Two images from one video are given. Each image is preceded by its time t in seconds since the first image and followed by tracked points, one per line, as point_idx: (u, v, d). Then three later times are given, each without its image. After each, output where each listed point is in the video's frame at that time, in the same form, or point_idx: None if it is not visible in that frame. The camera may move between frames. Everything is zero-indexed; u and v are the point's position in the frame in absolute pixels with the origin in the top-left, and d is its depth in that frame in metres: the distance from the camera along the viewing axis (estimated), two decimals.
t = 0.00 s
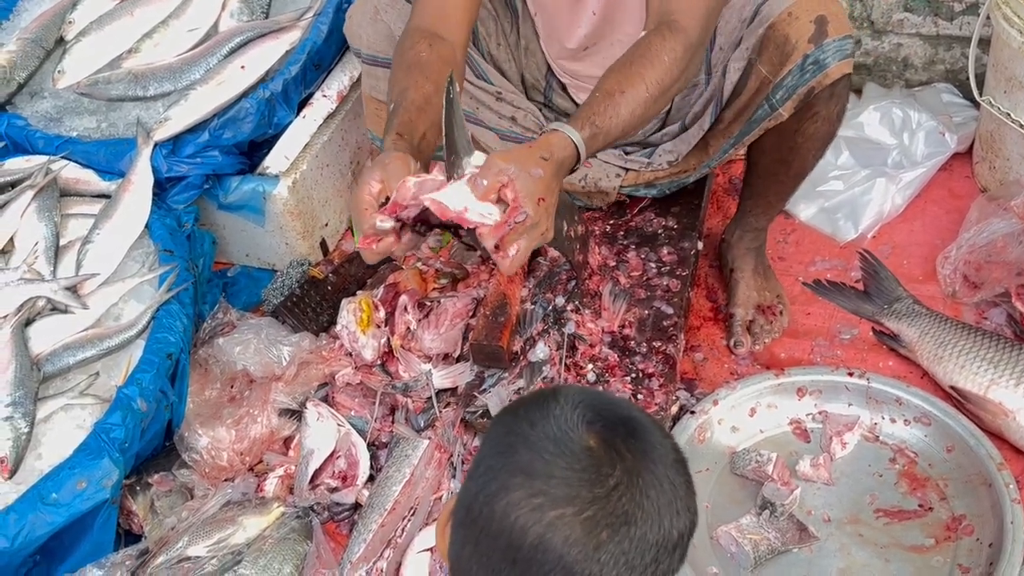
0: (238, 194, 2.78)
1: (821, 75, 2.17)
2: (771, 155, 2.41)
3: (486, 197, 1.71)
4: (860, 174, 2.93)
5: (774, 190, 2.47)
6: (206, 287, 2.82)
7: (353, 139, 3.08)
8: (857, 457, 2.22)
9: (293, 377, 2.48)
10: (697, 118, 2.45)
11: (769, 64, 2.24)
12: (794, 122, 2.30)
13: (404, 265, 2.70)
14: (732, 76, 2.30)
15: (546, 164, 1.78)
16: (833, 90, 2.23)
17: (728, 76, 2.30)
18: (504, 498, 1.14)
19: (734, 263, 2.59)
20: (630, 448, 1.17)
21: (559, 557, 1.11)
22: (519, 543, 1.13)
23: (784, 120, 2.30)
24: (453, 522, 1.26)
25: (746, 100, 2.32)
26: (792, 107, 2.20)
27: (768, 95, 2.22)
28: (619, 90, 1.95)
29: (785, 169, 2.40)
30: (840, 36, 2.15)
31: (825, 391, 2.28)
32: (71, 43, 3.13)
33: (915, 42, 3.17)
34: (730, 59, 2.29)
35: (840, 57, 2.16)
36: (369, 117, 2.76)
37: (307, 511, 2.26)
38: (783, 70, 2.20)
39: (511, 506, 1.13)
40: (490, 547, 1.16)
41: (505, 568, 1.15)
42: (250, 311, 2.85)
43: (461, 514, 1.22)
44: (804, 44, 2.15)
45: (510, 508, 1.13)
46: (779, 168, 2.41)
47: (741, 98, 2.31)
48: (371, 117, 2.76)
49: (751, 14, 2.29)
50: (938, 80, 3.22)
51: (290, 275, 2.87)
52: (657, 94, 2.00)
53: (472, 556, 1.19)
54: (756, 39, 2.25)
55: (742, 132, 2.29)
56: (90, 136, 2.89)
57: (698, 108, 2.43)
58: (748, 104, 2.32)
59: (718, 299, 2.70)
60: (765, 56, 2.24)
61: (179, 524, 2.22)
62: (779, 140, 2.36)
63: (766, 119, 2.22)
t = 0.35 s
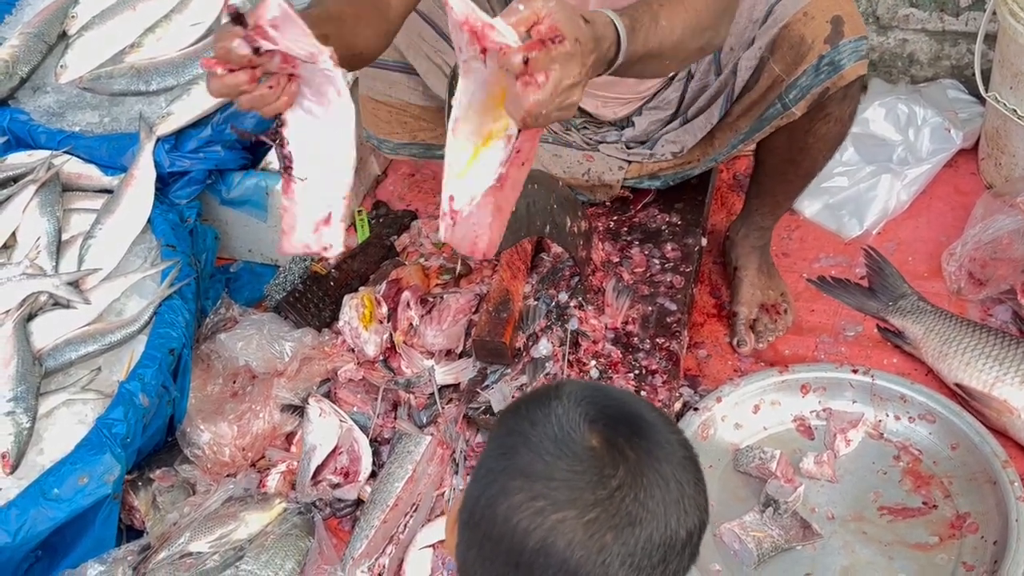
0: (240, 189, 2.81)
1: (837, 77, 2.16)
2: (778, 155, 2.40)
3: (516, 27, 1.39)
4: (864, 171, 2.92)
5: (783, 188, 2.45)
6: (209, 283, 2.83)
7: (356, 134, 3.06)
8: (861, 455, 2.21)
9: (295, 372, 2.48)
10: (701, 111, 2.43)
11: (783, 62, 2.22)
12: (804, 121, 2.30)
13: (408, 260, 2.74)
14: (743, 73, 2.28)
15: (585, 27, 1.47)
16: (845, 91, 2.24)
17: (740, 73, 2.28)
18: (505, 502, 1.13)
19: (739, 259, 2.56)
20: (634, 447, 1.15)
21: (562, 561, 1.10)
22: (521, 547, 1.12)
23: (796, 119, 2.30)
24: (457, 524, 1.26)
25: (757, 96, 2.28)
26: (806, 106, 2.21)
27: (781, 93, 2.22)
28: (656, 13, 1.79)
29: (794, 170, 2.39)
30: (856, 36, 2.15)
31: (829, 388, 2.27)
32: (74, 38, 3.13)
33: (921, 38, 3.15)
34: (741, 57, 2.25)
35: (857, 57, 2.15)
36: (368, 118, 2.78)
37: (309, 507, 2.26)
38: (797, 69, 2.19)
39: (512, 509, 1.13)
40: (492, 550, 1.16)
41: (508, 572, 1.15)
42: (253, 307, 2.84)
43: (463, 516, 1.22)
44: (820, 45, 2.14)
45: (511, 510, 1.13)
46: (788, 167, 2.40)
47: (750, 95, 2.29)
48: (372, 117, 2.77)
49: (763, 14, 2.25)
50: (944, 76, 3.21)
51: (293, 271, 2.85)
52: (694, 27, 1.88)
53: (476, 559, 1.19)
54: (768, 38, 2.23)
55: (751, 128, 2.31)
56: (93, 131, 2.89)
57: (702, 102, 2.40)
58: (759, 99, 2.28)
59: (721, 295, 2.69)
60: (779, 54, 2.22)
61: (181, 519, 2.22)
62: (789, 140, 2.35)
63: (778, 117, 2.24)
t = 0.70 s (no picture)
0: (240, 186, 2.78)
1: (858, 56, 2.18)
2: (793, 140, 2.41)
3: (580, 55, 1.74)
4: (866, 167, 2.91)
5: (791, 177, 2.46)
6: (209, 279, 2.82)
7: (356, 130, 3.06)
8: (862, 453, 2.20)
9: (295, 369, 2.47)
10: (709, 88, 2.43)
11: (804, 41, 2.20)
12: (821, 103, 2.32)
13: (408, 258, 2.73)
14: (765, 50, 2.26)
15: (637, 48, 1.82)
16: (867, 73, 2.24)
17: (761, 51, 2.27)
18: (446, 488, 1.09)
19: (742, 254, 2.56)
20: (549, 438, 0.96)
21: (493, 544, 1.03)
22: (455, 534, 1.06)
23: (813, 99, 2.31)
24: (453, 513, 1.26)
25: (774, 74, 2.28)
26: (824, 84, 2.23)
27: (800, 70, 2.23)
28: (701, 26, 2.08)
29: (809, 156, 2.41)
30: (880, 17, 2.15)
31: (830, 386, 2.27)
32: (74, 34, 3.12)
33: (922, 34, 3.14)
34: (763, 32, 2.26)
35: (880, 38, 2.16)
36: (364, 102, 2.80)
37: (309, 504, 2.26)
38: (819, 47, 2.18)
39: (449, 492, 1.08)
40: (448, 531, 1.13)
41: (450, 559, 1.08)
42: (253, 303, 2.84)
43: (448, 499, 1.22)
44: (843, 23, 2.15)
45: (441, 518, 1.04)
46: (802, 154, 2.41)
47: (768, 73, 2.29)
48: (367, 100, 2.79)
49: None
50: (946, 72, 3.19)
51: (293, 268, 2.85)
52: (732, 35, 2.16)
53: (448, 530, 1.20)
54: (792, 15, 2.22)
55: (764, 104, 2.35)
56: (92, 127, 2.87)
57: (713, 80, 2.41)
58: (774, 77, 2.29)
59: (722, 292, 2.68)
60: (800, 32, 2.21)
61: (180, 517, 2.22)
62: (803, 124, 2.37)
63: (794, 94, 2.27)
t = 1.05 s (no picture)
0: (236, 183, 2.76)
1: (880, 47, 2.19)
2: (805, 135, 2.39)
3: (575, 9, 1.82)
4: (866, 164, 2.90)
5: (799, 172, 2.47)
6: (205, 277, 2.79)
7: (353, 127, 3.04)
8: (861, 452, 2.19)
9: (292, 368, 2.47)
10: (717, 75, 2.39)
11: (823, 29, 2.19)
12: (837, 96, 2.31)
13: (405, 255, 2.73)
14: (780, 39, 2.21)
15: (636, 10, 1.87)
16: (882, 66, 2.25)
17: (776, 39, 2.22)
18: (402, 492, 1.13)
19: (743, 250, 2.54)
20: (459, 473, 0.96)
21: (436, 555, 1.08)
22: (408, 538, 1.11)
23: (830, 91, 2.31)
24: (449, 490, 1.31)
25: (788, 62, 2.26)
26: (842, 73, 2.25)
27: (818, 60, 2.23)
28: None
29: (820, 150, 2.41)
30: (900, 9, 2.14)
31: (829, 384, 2.26)
32: (69, 30, 3.10)
33: (922, 30, 3.13)
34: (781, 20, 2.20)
35: (900, 30, 2.17)
36: (364, 99, 2.79)
37: (305, 503, 2.24)
38: (838, 36, 2.18)
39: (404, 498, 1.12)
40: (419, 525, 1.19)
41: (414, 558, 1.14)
42: (249, 301, 2.83)
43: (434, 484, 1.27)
44: (865, 14, 2.15)
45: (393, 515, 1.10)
46: (813, 149, 2.41)
47: (782, 60, 2.26)
48: (367, 98, 2.78)
49: None
50: (945, 69, 3.18)
51: (289, 266, 2.85)
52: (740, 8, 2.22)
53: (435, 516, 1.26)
54: (812, 3, 2.17)
55: (778, 94, 2.33)
56: (87, 125, 2.86)
57: (722, 67, 2.36)
58: (788, 65, 2.27)
59: (721, 290, 2.67)
60: (819, 21, 2.18)
61: (176, 516, 2.21)
62: (817, 117, 2.35)
63: (811, 83, 2.27)
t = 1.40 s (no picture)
0: (229, 182, 2.75)
1: (875, 45, 2.18)
2: (799, 133, 2.40)
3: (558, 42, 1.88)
4: (862, 163, 2.89)
5: (794, 170, 2.45)
6: (198, 278, 2.77)
7: (347, 126, 3.03)
8: (857, 451, 2.18)
9: (285, 369, 2.45)
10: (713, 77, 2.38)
11: (818, 28, 2.18)
12: (833, 94, 2.30)
13: (400, 255, 2.71)
14: (775, 38, 2.22)
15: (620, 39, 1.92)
16: (879, 63, 2.25)
17: (771, 38, 2.22)
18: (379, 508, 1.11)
19: (739, 250, 2.53)
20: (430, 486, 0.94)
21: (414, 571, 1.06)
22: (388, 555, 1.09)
23: (827, 90, 2.30)
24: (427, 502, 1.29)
25: (783, 61, 2.26)
26: (837, 73, 2.24)
27: (813, 60, 2.23)
28: (700, 6, 2.16)
29: (815, 149, 2.41)
30: (895, 7, 2.16)
31: (825, 384, 2.24)
32: (60, 29, 3.06)
33: (917, 28, 3.12)
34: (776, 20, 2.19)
35: (895, 28, 2.17)
36: (357, 102, 2.77)
37: (300, 505, 2.23)
38: (834, 36, 2.18)
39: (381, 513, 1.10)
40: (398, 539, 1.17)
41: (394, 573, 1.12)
42: (241, 301, 2.81)
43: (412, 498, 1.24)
44: (860, 12, 2.14)
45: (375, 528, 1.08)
46: (808, 147, 2.41)
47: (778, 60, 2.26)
48: (361, 101, 2.76)
49: None
50: (941, 66, 3.17)
51: (283, 265, 2.84)
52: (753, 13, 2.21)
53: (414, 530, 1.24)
54: (807, 3, 2.16)
55: (774, 94, 2.33)
56: (79, 124, 2.84)
57: (718, 67, 2.35)
58: (784, 65, 2.27)
59: (717, 290, 2.66)
60: (814, 20, 2.17)
61: (170, 519, 2.19)
62: (812, 115, 2.36)
63: (808, 83, 2.27)
